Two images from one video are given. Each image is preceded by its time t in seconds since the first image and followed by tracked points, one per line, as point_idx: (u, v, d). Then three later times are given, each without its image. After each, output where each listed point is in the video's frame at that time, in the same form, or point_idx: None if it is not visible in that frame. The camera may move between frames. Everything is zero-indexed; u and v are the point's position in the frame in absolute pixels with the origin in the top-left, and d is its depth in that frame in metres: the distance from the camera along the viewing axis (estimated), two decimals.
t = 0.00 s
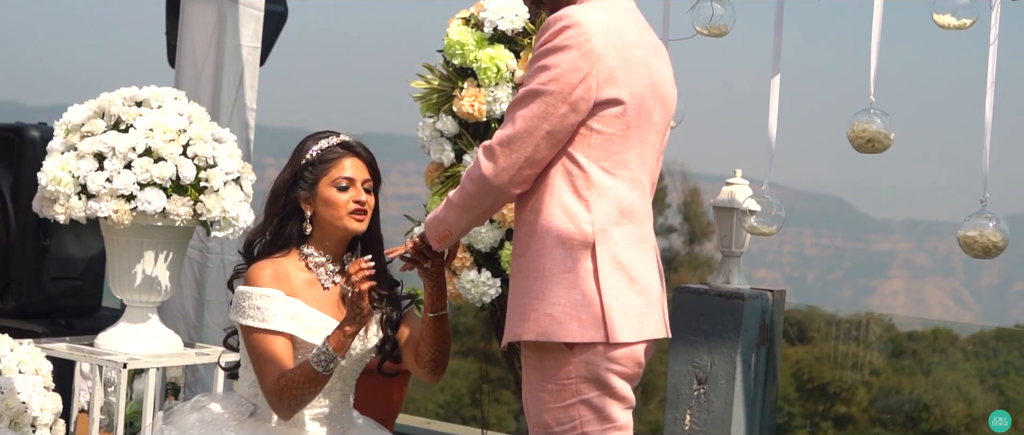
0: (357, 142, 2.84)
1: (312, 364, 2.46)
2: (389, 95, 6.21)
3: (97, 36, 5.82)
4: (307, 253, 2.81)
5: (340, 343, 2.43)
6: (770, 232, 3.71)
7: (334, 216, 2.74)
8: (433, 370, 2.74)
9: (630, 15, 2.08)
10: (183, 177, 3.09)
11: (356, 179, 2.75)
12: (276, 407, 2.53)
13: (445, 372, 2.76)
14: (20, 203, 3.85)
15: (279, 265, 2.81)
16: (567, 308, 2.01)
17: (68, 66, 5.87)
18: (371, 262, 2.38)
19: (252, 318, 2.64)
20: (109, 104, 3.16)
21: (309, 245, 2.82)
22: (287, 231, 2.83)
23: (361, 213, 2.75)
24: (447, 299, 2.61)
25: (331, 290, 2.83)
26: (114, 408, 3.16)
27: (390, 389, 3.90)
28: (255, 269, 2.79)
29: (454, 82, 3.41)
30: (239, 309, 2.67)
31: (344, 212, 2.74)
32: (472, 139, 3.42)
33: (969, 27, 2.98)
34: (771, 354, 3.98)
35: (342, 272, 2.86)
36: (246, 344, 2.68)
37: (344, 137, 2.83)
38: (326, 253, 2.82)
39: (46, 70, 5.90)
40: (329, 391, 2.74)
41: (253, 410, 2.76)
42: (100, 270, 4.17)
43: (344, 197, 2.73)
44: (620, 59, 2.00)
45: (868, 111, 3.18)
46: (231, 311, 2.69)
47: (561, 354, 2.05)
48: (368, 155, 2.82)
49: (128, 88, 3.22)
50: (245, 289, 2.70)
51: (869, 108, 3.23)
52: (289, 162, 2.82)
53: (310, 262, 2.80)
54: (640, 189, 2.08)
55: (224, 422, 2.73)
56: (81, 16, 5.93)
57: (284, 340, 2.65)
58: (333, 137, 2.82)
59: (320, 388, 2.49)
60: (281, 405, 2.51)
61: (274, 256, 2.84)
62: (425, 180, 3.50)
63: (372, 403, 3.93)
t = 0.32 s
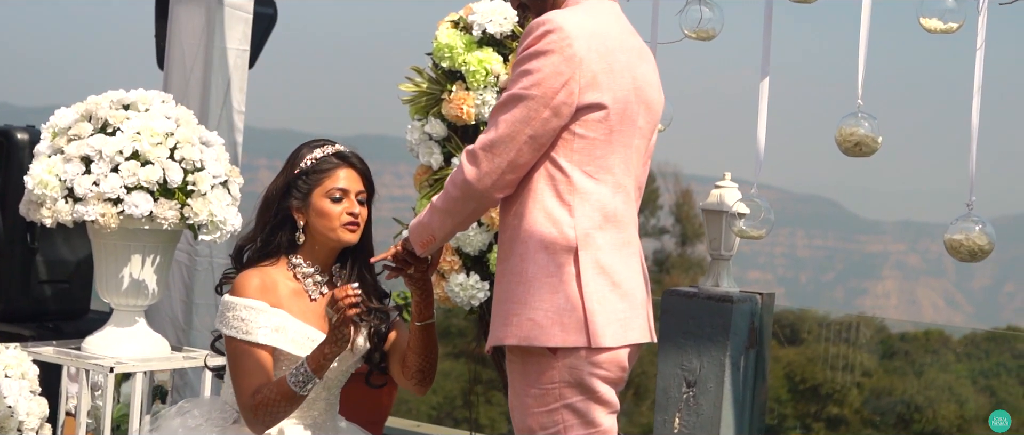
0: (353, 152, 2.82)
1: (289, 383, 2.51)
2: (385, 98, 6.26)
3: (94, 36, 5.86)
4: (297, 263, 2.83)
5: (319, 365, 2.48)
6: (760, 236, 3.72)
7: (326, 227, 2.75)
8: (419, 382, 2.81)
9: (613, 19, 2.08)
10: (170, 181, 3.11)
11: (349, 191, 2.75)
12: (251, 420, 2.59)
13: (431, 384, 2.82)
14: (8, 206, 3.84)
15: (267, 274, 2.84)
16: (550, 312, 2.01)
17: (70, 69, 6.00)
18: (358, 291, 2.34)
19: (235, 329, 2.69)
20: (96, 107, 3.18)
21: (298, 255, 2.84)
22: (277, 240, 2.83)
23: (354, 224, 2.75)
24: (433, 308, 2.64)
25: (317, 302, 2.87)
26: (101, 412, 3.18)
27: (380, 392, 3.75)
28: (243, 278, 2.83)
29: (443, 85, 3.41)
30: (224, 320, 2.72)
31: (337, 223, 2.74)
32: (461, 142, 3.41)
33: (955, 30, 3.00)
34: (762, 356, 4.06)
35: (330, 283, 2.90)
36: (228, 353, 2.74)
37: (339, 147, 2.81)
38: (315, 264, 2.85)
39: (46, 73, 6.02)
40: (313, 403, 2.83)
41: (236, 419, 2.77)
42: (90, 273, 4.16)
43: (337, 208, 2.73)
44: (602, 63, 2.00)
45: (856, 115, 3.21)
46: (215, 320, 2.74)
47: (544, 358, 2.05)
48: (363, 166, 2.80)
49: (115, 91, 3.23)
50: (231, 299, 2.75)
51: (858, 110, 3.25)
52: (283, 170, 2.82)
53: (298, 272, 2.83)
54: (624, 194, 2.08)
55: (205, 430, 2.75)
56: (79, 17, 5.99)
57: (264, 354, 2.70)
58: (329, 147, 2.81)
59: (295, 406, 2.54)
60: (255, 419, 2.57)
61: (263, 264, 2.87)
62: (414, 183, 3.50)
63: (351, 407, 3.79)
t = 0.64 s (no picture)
0: (351, 164, 2.86)
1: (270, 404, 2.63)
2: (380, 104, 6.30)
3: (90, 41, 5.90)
4: (289, 274, 2.92)
5: (300, 390, 2.57)
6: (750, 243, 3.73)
7: (323, 239, 2.80)
8: (409, 395, 2.84)
9: (601, 26, 2.08)
10: (160, 186, 3.12)
11: (347, 203, 2.79)
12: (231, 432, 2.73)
13: (421, 397, 2.86)
14: None
15: (259, 286, 2.92)
16: (536, 321, 2.01)
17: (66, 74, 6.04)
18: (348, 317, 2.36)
19: (225, 343, 2.80)
20: (87, 111, 3.18)
21: (292, 267, 2.92)
22: (271, 253, 2.92)
23: (351, 238, 2.80)
24: (423, 319, 2.67)
25: (309, 314, 2.95)
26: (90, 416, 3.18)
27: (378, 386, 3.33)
28: (235, 290, 2.91)
29: (435, 91, 3.41)
30: (214, 332, 2.82)
31: (333, 236, 2.79)
32: (453, 148, 3.42)
33: (946, 38, 3.07)
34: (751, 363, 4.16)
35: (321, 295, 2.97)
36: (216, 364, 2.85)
37: (337, 158, 2.85)
38: (307, 276, 2.93)
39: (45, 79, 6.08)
40: (303, 413, 2.90)
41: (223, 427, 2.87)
42: (81, 277, 4.16)
43: (334, 221, 2.78)
44: (589, 71, 2.00)
45: (848, 122, 3.21)
46: (207, 332, 2.84)
47: (531, 367, 2.06)
48: (361, 179, 2.84)
49: (107, 96, 3.24)
50: (222, 311, 2.85)
51: (849, 118, 3.26)
52: (281, 181, 2.86)
53: (290, 284, 2.92)
54: (611, 201, 2.08)
55: None
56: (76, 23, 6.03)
57: (249, 369, 2.81)
58: (327, 158, 2.85)
59: (274, 425, 2.66)
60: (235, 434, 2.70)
61: (258, 273, 2.95)
62: (406, 188, 3.50)
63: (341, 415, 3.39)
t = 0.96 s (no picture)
0: (341, 183, 2.87)
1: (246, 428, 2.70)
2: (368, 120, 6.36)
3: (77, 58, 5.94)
4: (278, 295, 2.93)
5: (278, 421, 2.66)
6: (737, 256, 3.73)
7: (314, 260, 2.82)
8: (397, 413, 2.84)
9: (582, 41, 2.08)
10: (145, 200, 3.14)
11: (338, 224, 2.81)
12: None
13: (408, 416, 2.86)
14: None
15: (247, 306, 2.92)
16: (519, 336, 2.01)
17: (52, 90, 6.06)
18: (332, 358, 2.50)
19: (210, 361, 2.83)
20: (70, 125, 3.19)
21: (281, 287, 2.94)
22: (260, 274, 2.94)
23: (342, 259, 2.82)
24: (409, 336, 2.66)
25: (297, 334, 2.96)
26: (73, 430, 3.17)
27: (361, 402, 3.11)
28: (222, 310, 2.91)
29: (420, 104, 3.43)
30: (199, 350, 2.85)
31: (324, 257, 2.81)
32: (438, 161, 3.43)
33: (928, 51, 3.14)
34: (737, 375, 4.26)
35: (310, 316, 2.98)
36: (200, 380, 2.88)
37: (328, 178, 2.87)
38: (295, 296, 2.94)
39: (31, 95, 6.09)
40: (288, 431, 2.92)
41: None
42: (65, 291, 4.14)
43: (326, 242, 2.80)
44: (571, 86, 2.00)
45: (833, 135, 3.23)
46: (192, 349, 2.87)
47: (514, 381, 2.05)
48: (353, 198, 2.86)
49: (90, 110, 3.26)
50: (210, 329, 2.87)
51: (834, 131, 3.28)
52: (272, 200, 2.88)
53: (278, 304, 2.93)
54: (594, 216, 2.08)
55: None
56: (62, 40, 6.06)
57: (231, 389, 2.85)
58: (319, 177, 2.86)
59: None
60: None
61: (246, 293, 2.95)
62: (391, 202, 3.49)
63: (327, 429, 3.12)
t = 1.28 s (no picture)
0: (342, 197, 2.87)
1: None
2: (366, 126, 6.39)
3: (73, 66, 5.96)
4: (277, 308, 2.94)
5: None
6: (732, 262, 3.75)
7: (315, 275, 2.81)
8: (392, 426, 2.83)
9: (572, 49, 2.08)
10: (138, 208, 3.15)
11: (339, 237, 2.81)
12: None
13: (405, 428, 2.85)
14: None
15: (245, 319, 2.93)
16: (513, 345, 2.01)
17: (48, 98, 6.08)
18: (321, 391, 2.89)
19: (205, 374, 2.84)
20: (63, 133, 3.21)
21: (280, 300, 2.94)
22: (259, 288, 2.95)
23: (343, 273, 2.81)
24: (405, 346, 2.66)
25: (295, 349, 2.97)
26: None
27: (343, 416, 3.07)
28: (221, 322, 2.92)
29: (414, 111, 3.48)
30: (195, 363, 2.85)
31: (325, 270, 2.80)
32: (432, 168, 3.47)
33: (920, 57, 3.16)
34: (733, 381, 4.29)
35: (309, 330, 2.99)
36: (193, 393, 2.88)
37: (329, 192, 2.86)
38: (293, 310, 2.95)
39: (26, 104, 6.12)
40: None
41: None
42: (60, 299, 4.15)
43: (326, 256, 2.80)
44: (562, 94, 2.00)
45: (827, 142, 3.23)
46: (188, 360, 2.87)
47: (507, 390, 2.05)
48: (353, 211, 2.86)
49: (84, 118, 3.28)
50: (207, 342, 2.87)
51: (829, 137, 3.28)
52: (272, 214, 2.88)
53: (276, 317, 2.94)
54: (586, 223, 2.08)
55: None
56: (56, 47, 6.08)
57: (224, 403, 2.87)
58: (319, 191, 2.87)
59: None
60: None
61: (245, 306, 2.96)
62: (387, 208, 3.57)
63: None
